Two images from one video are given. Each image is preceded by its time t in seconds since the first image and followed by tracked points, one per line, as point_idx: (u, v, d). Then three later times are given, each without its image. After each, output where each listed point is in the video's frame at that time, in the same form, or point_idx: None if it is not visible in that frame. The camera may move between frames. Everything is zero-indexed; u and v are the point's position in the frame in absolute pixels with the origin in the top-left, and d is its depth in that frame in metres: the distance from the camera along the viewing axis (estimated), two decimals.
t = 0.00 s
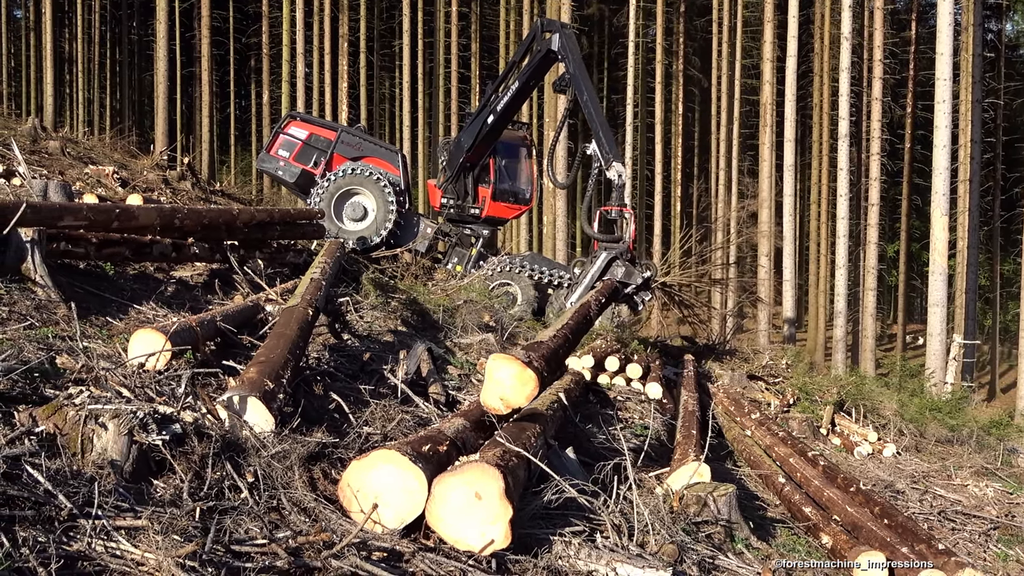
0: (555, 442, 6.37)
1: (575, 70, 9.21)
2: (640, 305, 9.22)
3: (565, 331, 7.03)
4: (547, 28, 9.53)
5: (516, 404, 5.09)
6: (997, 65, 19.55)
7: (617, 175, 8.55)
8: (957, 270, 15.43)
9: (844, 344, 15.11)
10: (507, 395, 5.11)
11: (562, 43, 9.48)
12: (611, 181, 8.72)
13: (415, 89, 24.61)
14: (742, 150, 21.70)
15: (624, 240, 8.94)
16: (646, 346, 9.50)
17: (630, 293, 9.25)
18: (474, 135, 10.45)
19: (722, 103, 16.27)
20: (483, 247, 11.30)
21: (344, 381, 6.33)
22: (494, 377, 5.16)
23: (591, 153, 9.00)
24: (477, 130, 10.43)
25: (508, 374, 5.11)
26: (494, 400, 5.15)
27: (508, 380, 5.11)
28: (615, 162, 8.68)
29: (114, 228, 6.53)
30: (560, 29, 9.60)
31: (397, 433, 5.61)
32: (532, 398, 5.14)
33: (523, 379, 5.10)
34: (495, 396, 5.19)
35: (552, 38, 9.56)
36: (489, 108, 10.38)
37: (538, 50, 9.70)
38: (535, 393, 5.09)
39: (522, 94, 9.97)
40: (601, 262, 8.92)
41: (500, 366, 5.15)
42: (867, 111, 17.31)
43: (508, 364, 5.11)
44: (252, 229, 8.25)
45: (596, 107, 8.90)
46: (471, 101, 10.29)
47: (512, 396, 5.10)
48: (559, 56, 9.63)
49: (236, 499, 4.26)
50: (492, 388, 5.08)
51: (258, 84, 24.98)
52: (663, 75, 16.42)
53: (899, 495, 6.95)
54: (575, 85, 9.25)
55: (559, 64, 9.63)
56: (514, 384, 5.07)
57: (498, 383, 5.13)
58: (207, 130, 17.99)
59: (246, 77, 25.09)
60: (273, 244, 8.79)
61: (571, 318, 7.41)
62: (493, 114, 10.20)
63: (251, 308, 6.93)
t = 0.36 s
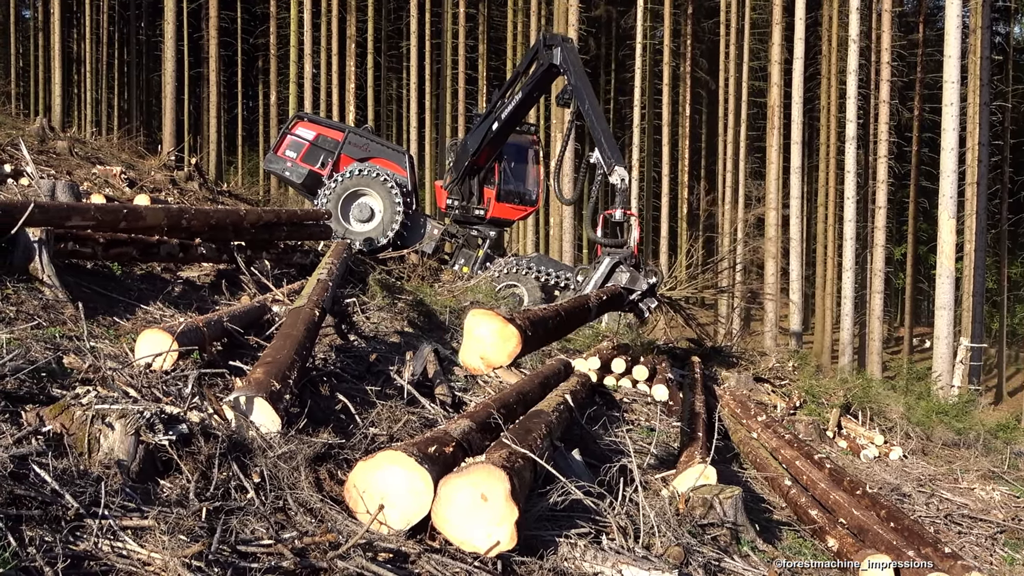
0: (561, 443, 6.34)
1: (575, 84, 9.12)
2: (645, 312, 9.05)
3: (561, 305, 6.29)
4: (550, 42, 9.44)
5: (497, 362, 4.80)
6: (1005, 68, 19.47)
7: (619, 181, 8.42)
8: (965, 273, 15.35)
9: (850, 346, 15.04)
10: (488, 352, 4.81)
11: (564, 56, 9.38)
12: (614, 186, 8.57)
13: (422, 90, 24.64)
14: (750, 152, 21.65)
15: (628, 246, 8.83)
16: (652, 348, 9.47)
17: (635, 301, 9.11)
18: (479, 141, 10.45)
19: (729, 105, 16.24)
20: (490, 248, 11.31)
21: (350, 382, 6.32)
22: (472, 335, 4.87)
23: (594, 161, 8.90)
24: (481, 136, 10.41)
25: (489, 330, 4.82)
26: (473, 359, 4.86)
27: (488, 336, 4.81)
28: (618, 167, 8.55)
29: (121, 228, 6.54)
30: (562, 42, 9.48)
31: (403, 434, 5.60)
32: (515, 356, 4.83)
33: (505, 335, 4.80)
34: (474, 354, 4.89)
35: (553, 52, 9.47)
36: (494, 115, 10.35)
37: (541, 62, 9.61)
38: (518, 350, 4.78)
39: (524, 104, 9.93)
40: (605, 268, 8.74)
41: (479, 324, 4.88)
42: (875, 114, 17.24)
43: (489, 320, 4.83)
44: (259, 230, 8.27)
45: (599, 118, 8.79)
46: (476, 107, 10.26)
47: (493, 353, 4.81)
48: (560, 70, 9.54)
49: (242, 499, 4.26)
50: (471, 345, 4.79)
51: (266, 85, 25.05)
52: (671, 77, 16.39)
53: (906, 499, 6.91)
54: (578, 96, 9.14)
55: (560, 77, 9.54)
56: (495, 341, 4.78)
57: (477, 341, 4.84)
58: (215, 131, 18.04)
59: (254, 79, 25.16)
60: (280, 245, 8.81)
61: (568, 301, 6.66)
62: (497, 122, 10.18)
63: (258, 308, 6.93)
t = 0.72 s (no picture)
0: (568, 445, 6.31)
1: (577, 97, 9.18)
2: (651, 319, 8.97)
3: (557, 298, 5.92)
4: (551, 61, 9.54)
5: (489, 343, 4.47)
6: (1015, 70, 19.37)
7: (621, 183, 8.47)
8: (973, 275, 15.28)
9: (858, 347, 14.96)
10: (480, 333, 4.49)
11: (565, 72, 9.46)
12: (617, 190, 8.60)
13: (429, 92, 24.66)
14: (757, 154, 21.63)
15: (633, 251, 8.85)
16: (659, 350, 9.44)
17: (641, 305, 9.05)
18: (483, 148, 10.42)
19: (737, 106, 16.18)
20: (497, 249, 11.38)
21: (357, 383, 6.33)
22: (462, 314, 4.55)
23: (598, 169, 8.91)
24: (485, 143, 10.38)
25: (480, 308, 4.52)
26: (466, 341, 4.55)
27: (479, 314, 4.50)
28: (620, 170, 8.58)
29: (129, 229, 6.56)
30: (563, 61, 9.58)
31: (409, 435, 5.60)
32: (509, 336, 4.50)
33: (497, 312, 4.50)
34: (467, 337, 4.59)
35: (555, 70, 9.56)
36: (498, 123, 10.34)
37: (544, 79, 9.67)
38: (511, 328, 4.45)
39: (528, 117, 9.93)
40: (610, 274, 8.74)
41: (469, 303, 4.56)
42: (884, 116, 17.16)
43: (480, 297, 4.54)
44: (266, 231, 8.29)
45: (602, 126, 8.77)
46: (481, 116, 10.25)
47: (485, 333, 4.49)
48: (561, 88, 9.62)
49: (249, 499, 4.26)
50: (461, 325, 4.48)
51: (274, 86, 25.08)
52: (678, 78, 16.35)
53: (913, 501, 6.86)
54: (580, 110, 9.19)
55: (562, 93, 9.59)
56: (486, 319, 4.48)
57: (469, 320, 4.52)
58: (222, 132, 18.09)
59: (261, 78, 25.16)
60: (287, 246, 8.83)
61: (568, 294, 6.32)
62: (502, 130, 10.17)
63: (266, 309, 6.94)
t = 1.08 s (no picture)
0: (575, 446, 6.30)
1: (578, 109, 9.29)
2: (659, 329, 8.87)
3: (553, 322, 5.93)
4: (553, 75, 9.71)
5: (477, 379, 4.26)
6: None
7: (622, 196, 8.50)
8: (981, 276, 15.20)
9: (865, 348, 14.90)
10: (467, 368, 4.27)
11: (566, 86, 9.56)
12: (617, 203, 8.61)
13: (436, 93, 24.68)
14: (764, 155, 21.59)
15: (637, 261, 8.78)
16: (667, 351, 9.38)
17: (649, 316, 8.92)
18: (488, 151, 10.56)
19: (744, 107, 16.14)
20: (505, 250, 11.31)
21: (364, 383, 6.32)
22: (450, 346, 4.32)
23: (598, 182, 8.95)
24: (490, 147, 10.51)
25: (469, 341, 4.28)
26: (451, 375, 4.33)
27: (467, 348, 4.28)
28: (620, 181, 8.60)
29: (137, 229, 6.58)
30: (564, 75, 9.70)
31: (417, 436, 5.59)
32: (498, 372, 4.28)
33: (487, 347, 4.26)
34: (453, 370, 4.36)
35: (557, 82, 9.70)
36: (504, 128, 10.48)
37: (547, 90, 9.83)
38: (501, 365, 4.24)
39: (531, 124, 10.08)
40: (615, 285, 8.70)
41: (458, 334, 4.32)
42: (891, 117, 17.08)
43: (469, 329, 4.29)
44: (274, 231, 8.31)
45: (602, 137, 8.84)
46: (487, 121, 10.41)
47: (472, 369, 4.26)
48: (562, 101, 9.76)
49: (256, 500, 4.26)
50: (448, 359, 4.25)
51: (281, 86, 25.12)
52: (685, 79, 16.30)
53: (921, 503, 6.82)
54: (582, 122, 9.26)
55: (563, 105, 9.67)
56: (474, 354, 4.25)
57: (456, 353, 4.29)
58: (229, 133, 18.13)
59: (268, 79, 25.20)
60: (295, 246, 8.85)
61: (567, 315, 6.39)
62: (506, 135, 10.31)
63: (273, 309, 6.95)
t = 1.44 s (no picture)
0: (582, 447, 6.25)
1: (582, 115, 9.31)
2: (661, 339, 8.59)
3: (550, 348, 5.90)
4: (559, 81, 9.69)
5: (449, 442, 3.99)
6: None
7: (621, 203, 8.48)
8: (989, 276, 15.12)
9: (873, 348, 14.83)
10: (439, 429, 3.98)
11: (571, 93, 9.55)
12: (617, 211, 8.53)
13: (443, 94, 24.69)
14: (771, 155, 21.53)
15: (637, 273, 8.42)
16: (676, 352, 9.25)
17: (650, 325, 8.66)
18: (495, 153, 10.60)
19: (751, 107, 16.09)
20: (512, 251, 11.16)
21: (371, 384, 6.32)
22: (424, 403, 4.01)
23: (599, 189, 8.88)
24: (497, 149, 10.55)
25: (444, 400, 3.97)
26: (421, 432, 4.03)
27: (441, 409, 3.97)
28: (619, 188, 8.54)
29: (145, 231, 6.60)
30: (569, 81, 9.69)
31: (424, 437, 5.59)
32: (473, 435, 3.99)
33: (462, 410, 3.95)
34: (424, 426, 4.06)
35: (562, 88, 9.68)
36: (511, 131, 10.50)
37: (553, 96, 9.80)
38: (475, 431, 3.94)
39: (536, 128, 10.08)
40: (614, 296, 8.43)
41: (434, 390, 4.00)
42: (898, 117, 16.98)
43: (445, 388, 3.96)
44: (281, 232, 8.35)
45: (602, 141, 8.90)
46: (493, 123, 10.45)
47: (445, 430, 3.98)
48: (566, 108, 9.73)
49: (264, 500, 4.27)
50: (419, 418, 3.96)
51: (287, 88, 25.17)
52: (692, 79, 16.27)
53: (929, 503, 6.77)
54: (585, 128, 9.28)
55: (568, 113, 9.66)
56: (448, 416, 3.95)
57: (430, 411, 3.99)
58: (236, 135, 18.19)
59: (276, 81, 25.26)
60: (302, 247, 8.88)
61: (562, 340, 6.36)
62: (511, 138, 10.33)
63: (281, 310, 6.96)
